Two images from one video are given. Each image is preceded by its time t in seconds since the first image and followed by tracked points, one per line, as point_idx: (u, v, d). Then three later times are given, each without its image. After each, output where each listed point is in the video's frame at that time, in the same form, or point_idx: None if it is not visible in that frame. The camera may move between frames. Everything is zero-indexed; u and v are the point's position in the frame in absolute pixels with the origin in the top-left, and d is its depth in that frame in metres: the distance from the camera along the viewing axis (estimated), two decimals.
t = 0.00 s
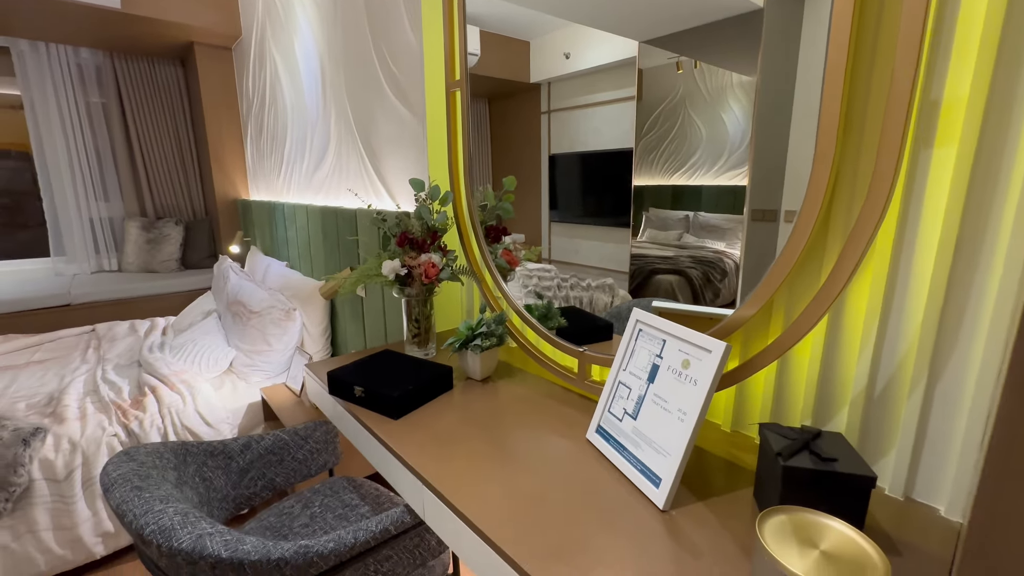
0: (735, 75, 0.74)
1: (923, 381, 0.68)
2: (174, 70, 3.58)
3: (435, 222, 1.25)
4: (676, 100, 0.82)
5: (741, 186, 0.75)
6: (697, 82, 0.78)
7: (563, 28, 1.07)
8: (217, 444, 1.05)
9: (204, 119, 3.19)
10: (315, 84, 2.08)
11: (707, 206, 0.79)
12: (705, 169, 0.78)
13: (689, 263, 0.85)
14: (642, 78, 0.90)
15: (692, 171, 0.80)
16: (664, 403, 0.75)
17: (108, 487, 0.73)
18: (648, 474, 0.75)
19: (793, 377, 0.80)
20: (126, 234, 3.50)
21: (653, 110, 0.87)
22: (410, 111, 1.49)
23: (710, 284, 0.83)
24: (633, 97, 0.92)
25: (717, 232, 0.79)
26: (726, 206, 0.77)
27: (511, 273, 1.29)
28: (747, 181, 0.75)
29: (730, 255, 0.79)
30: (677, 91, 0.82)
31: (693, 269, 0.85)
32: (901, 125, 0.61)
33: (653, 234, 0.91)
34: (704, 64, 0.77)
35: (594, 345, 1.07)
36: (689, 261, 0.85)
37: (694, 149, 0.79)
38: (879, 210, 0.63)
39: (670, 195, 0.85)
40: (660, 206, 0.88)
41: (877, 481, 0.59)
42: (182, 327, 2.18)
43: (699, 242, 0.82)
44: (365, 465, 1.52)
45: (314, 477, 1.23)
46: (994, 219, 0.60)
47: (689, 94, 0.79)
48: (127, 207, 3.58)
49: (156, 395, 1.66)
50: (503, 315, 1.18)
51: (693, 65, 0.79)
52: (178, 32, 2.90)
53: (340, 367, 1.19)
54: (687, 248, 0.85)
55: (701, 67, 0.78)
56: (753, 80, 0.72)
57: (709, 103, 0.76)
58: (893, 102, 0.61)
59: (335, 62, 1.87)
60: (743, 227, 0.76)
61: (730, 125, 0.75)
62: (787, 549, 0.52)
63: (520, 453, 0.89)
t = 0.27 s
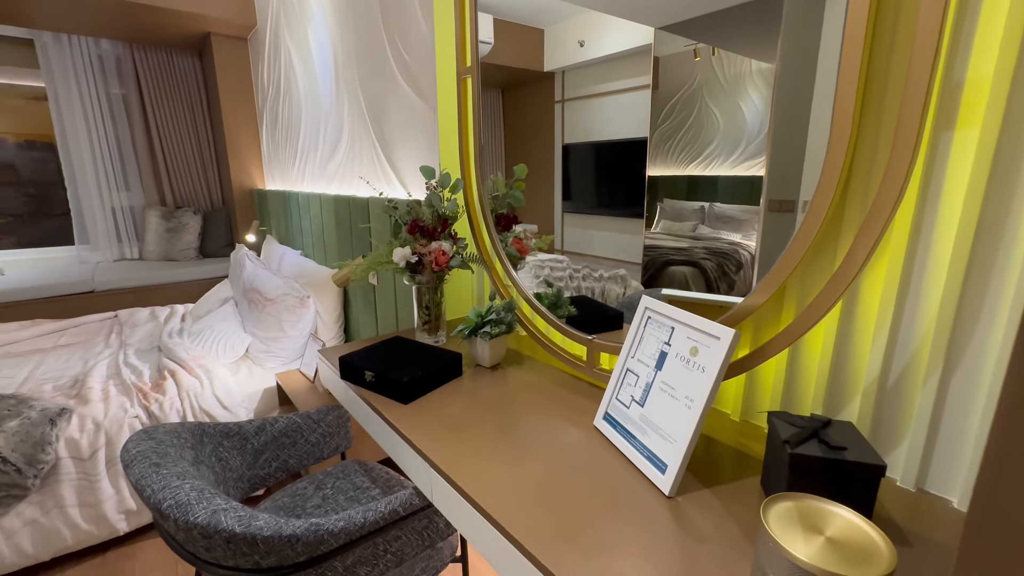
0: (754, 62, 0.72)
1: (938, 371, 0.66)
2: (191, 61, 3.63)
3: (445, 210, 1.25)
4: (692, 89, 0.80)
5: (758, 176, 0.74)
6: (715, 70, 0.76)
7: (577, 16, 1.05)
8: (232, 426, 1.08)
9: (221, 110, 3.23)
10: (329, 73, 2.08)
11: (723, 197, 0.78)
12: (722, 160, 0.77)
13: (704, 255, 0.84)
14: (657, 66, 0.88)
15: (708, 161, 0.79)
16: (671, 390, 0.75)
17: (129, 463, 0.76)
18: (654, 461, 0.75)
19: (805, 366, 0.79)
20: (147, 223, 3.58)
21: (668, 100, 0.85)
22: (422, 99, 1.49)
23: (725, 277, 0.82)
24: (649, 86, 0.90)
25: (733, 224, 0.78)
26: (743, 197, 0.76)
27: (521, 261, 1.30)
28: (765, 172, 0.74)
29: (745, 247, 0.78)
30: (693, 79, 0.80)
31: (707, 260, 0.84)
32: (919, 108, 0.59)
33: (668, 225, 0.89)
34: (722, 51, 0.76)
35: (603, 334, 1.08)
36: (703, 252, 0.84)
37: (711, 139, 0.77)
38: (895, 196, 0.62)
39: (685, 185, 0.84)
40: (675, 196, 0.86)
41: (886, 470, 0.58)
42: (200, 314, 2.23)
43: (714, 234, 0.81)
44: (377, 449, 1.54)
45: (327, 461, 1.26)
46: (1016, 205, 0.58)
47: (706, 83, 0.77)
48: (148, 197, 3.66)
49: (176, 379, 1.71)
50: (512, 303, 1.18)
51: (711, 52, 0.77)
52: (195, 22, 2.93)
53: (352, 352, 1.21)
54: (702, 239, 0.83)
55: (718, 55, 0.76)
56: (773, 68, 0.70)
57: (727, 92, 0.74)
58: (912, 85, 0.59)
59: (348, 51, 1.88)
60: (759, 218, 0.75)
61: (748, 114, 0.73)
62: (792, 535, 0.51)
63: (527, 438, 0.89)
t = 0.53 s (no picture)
0: (780, 53, 0.71)
1: (964, 370, 0.65)
2: (218, 57, 3.71)
3: (463, 204, 1.26)
4: (716, 80, 0.79)
5: (783, 170, 0.73)
6: (739, 62, 0.75)
7: (597, 8, 1.05)
8: (256, 412, 1.11)
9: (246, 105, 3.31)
10: (350, 68, 2.11)
11: (746, 191, 0.77)
12: (746, 153, 0.76)
13: (725, 250, 0.83)
14: (678, 58, 0.87)
15: (732, 155, 0.78)
16: (686, 386, 0.75)
17: (160, 445, 0.79)
18: (668, 456, 0.75)
19: (824, 364, 0.78)
20: (176, 215, 3.69)
21: (691, 92, 0.84)
22: (441, 93, 1.50)
23: (746, 273, 0.81)
24: (671, 78, 0.89)
25: (756, 219, 0.77)
26: (766, 191, 0.75)
27: (538, 255, 1.30)
28: (790, 166, 0.72)
29: (768, 243, 0.77)
30: (717, 71, 0.79)
31: (729, 256, 0.83)
32: (948, 100, 0.58)
33: (688, 220, 0.88)
34: (748, 42, 0.74)
35: (619, 329, 1.08)
36: (725, 248, 0.83)
37: (735, 132, 0.76)
38: (922, 190, 0.60)
39: (707, 179, 0.83)
40: (696, 190, 0.85)
41: (904, 470, 0.58)
42: (226, 304, 2.30)
43: (737, 229, 0.80)
44: (395, 439, 1.58)
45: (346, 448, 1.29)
46: None
47: (731, 74, 0.76)
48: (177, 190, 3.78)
49: (203, 367, 1.77)
50: (528, 297, 1.19)
51: (736, 43, 0.76)
52: (222, 20, 3.00)
53: (371, 343, 1.24)
54: (724, 235, 0.82)
55: (744, 46, 0.75)
56: (800, 58, 0.69)
57: (752, 84, 0.73)
58: (940, 76, 0.58)
59: (369, 46, 1.90)
60: (783, 212, 0.74)
61: (774, 106, 0.72)
62: (805, 532, 0.51)
63: (541, 431, 0.90)
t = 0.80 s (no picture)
0: (819, 45, 0.68)
1: (1010, 379, 0.62)
2: (254, 58, 3.83)
3: (489, 202, 1.27)
4: (750, 75, 0.77)
5: (819, 168, 0.71)
6: (774, 55, 0.72)
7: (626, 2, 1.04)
8: (288, 403, 1.15)
9: (280, 105, 3.40)
10: (380, 67, 2.14)
11: (779, 189, 0.75)
12: (780, 150, 0.73)
13: (756, 250, 0.81)
14: (711, 51, 0.85)
15: (765, 151, 0.75)
16: (713, 388, 0.74)
17: (199, 431, 0.83)
18: (693, 458, 0.74)
19: (859, 369, 0.76)
20: (214, 211, 3.83)
21: (724, 86, 0.82)
22: (468, 91, 1.51)
23: (778, 273, 0.79)
24: (702, 73, 0.87)
25: (790, 218, 0.75)
26: (801, 190, 0.73)
27: (563, 254, 1.30)
28: (826, 163, 0.70)
29: (802, 242, 0.75)
30: (751, 65, 0.77)
31: (760, 256, 0.81)
32: (998, 95, 0.55)
33: (718, 219, 0.87)
34: (784, 35, 0.72)
35: (645, 329, 1.07)
36: (755, 248, 0.81)
37: (768, 128, 0.74)
38: (968, 190, 0.58)
39: (738, 177, 0.81)
40: (727, 188, 0.83)
41: (943, 481, 0.55)
42: (260, 297, 2.38)
43: (769, 228, 0.78)
44: (419, 432, 1.60)
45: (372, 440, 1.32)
46: None
47: (765, 68, 0.74)
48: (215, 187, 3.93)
49: (238, 358, 1.84)
50: (553, 295, 1.19)
51: (771, 36, 0.73)
52: (258, 22, 3.09)
53: (397, 338, 1.26)
54: (755, 234, 0.80)
55: (780, 38, 0.72)
56: (840, 51, 0.67)
57: (788, 78, 0.71)
58: (990, 69, 0.55)
59: (398, 45, 1.93)
60: (818, 211, 0.72)
61: (810, 101, 0.69)
62: (834, 541, 0.50)
63: (564, 429, 0.91)
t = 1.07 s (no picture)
0: (868, 38, 0.65)
1: None
2: (294, 60, 3.95)
3: (523, 201, 1.27)
4: (793, 70, 0.74)
5: (866, 167, 0.67)
6: (819, 49, 0.69)
7: None
8: (323, 397, 1.18)
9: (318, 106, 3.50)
10: (415, 67, 2.17)
11: (822, 189, 0.71)
12: (823, 148, 0.70)
13: (796, 252, 0.78)
14: (751, 47, 0.83)
15: (807, 150, 0.72)
16: (755, 396, 0.71)
17: (240, 422, 0.86)
18: (732, 467, 0.71)
19: (914, 381, 0.72)
20: (254, 209, 3.97)
21: (764, 82, 0.79)
22: (502, 91, 1.51)
23: (819, 277, 0.76)
24: (741, 69, 0.84)
25: (833, 219, 0.71)
26: (846, 191, 0.69)
27: (597, 254, 1.28)
28: (874, 162, 0.67)
29: (845, 245, 0.71)
30: (794, 60, 0.74)
31: (800, 258, 0.78)
32: None
33: (755, 219, 0.83)
34: (829, 28, 0.69)
35: (681, 332, 1.04)
36: (795, 250, 0.78)
37: (811, 125, 0.71)
38: None
39: (777, 177, 0.78)
40: (766, 187, 0.80)
41: (1011, 503, 0.52)
42: (297, 293, 2.45)
43: (809, 230, 0.75)
44: (449, 429, 1.62)
45: (403, 436, 1.34)
46: None
47: (809, 63, 0.71)
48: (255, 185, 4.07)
49: (276, 351, 1.90)
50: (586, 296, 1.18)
51: (816, 29, 0.70)
52: (299, 25, 3.18)
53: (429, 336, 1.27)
54: (795, 235, 0.77)
55: (825, 32, 0.69)
56: (891, 44, 0.63)
57: (834, 73, 0.68)
58: None
59: (433, 45, 1.95)
60: (865, 212, 0.68)
61: (858, 97, 0.66)
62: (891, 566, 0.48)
63: (596, 432, 0.89)
